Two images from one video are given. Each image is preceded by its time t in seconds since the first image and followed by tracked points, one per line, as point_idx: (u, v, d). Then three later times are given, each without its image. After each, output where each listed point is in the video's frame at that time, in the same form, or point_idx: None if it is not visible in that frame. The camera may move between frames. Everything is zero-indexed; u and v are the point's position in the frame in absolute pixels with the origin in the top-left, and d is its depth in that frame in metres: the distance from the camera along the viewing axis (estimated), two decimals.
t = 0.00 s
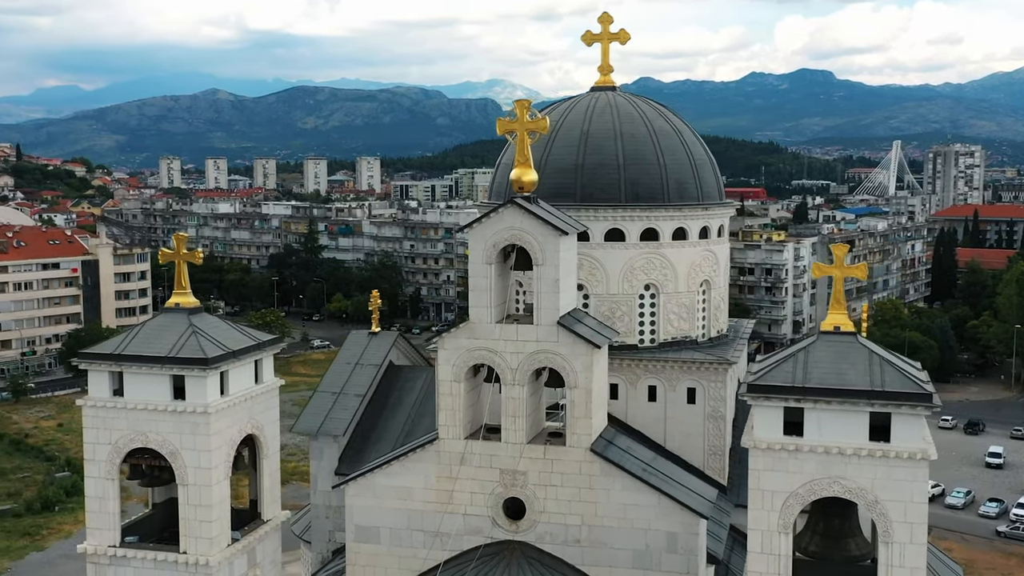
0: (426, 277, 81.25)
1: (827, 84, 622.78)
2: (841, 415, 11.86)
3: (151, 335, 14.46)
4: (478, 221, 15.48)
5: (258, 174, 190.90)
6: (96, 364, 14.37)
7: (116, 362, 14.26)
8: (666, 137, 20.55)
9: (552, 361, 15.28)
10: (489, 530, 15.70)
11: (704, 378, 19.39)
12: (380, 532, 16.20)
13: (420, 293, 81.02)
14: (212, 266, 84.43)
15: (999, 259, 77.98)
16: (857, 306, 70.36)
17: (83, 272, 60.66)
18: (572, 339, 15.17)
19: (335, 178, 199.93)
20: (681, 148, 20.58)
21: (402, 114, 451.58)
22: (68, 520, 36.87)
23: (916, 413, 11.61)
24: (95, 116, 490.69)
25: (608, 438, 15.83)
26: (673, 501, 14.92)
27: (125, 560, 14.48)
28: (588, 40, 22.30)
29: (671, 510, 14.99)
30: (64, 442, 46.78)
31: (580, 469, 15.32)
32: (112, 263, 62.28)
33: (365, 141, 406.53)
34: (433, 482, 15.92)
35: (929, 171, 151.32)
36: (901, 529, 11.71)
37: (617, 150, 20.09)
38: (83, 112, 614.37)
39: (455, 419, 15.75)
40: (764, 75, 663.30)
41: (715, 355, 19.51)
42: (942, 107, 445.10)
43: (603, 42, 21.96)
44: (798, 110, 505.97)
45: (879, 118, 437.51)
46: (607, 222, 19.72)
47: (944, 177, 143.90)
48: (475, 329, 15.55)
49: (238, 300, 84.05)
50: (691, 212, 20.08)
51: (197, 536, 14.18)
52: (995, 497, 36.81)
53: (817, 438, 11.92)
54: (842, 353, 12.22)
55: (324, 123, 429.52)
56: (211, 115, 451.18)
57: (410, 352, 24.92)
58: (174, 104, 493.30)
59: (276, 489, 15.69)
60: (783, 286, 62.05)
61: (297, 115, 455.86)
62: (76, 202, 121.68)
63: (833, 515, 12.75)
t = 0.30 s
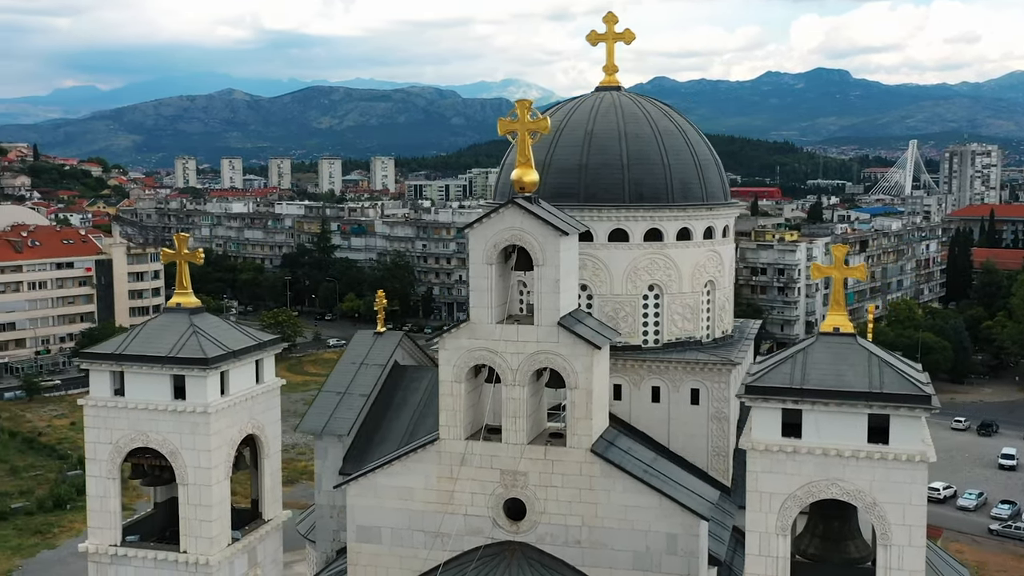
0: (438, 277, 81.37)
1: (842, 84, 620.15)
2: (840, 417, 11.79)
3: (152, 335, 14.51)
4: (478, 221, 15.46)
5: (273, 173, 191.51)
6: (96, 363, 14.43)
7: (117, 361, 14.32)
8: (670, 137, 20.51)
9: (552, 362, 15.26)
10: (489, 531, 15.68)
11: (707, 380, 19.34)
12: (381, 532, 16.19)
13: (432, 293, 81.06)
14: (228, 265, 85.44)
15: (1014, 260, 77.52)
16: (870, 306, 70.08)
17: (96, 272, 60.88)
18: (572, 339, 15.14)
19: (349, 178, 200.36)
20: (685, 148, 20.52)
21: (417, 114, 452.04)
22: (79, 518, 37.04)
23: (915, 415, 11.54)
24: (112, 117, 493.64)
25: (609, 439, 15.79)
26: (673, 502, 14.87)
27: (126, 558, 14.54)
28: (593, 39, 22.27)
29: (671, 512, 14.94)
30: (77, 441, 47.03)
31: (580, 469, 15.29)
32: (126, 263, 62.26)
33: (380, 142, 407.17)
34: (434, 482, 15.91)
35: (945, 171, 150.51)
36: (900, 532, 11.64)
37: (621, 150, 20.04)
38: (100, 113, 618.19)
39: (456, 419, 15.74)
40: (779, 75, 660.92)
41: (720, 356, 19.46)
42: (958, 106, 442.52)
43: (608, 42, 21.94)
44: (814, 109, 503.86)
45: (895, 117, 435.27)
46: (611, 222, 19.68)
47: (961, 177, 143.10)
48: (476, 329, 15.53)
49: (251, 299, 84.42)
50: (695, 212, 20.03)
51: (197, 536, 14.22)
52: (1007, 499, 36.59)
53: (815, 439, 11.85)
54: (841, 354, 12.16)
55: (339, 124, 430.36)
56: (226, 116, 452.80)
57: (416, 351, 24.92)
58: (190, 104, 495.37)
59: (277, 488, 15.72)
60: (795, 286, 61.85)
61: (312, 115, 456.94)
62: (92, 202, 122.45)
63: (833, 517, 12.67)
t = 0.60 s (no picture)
0: (452, 277, 81.49)
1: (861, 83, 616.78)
2: (838, 421, 11.72)
3: (153, 335, 14.57)
4: (479, 222, 15.45)
5: (291, 173, 192.12)
6: (98, 363, 14.50)
7: (119, 361, 14.38)
8: (676, 137, 20.45)
9: (553, 363, 15.22)
10: (490, 532, 15.67)
11: (712, 381, 19.26)
12: (383, 533, 16.20)
13: (447, 292, 81.14)
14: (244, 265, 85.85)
15: None
16: (886, 307, 69.70)
17: (112, 271, 61.16)
18: (573, 341, 15.10)
19: (367, 177, 200.86)
20: (690, 148, 20.45)
21: (434, 113, 452.62)
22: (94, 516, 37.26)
23: (913, 417, 11.45)
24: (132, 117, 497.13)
25: (611, 441, 15.74)
26: (674, 504, 14.80)
27: (127, 558, 14.61)
28: (599, 39, 22.23)
29: (671, 514, 14.87)
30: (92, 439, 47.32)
31: (580, 471, 15.26)
32: (141, 263, 62.28)
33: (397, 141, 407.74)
34: (435, 483, 15.91)
35: (965, 171, 149.48)
36: (898, 535, 11.55)
37: (626, 151, 20.00)
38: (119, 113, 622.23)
39: (457, 421, 15.74)
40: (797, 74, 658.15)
41: (725, 357, 19.39)
42: (979, 106, 439.30)
43: (614, 42, 21.91)
44: (832, 109, 501.38)
45: (915, 117, 432.52)
46: (615, 222, 19.62)
47: (980, 176, 142.09)
48: (477, 329, 15.53)
49: (267, 299, 84.78)
50: (700, 213, 19.96)
51: (197, 535, 14.27)
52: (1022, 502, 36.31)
53: (813, 442, 11.78)
54: (839, 355, 12.09)
55: (356, 124, 431.30)
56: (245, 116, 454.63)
57: (423, 352, 24.89)
58: (208, 104, 497.57)
59: (279, 489, 15.75)
60: (810, 286, 61.62)
61: (330, 115, 458.10)
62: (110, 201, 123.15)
63: (832, 520, 12.59)
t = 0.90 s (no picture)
0: (465, 276, 81.61)
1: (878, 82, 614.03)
2: (836, 422, 11.65)
3: (154, 334, 14.62)
4: (479, 222, 15.44)
5: (305, 172, 192.67)
6: (99, 362, 14.54)
7: (119, 361, 14.43)
8: (680, 137, 20.40)
9: (552, 363, 15.20)
10: (490, 532, 15.64)
11: (715, 382, 19.21)
12: (383, 533, 16.20)
13: (459, 292, 81.24)
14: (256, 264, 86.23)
15: None
16: (900, 307, 69.42)
17: (126, 270, 61.36)
18: (573, 341, 15.07)
19: (381, 177, 201.37)
20: (694, 148, 20.39)
21: (449, 113, 453.16)
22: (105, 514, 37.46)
23: (911, 419, 11.38)
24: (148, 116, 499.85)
25: (611, 441, 15.69)
26: (673, 505, 14.74)
27: (128, 556, 14.66)
28: (604, 39, 22.19)
29: (671, 515, 14.83)
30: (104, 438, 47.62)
31: (580, 472, 15.22)
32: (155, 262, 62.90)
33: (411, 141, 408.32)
34: (435, 483, 15.91)
35: (982, 170, 148.76)
36: (896, 537, 11.48)
37: (629, 151, 19.95)
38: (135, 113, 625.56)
39: (457, 421, 15.73)
40: (822, 72, 654.33)
41: (728, 358, 19.34)
42: (996, 104, 436.62)
43: (619, 42, 21.88)
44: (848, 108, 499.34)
45: (931, 116, 430.40)
46: (618, 222, 19.58)
47: (997, 176, 141.36)
48: (477, 330, 15.52)
49: (279, 298, 85.07)
50: (704, 213, 19.90)
51: (197, 534, 14.30)
52: None
53: (810, 443, 11.73)
54: (837, 357, 12.04)
55: (371, 123, 432.25)
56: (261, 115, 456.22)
57: (428, 352, 24.89)
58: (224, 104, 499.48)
59: (279, 488, 15.79)
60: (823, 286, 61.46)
61: (345, 114, 459.19)
62: (126, 201, 123.88)
63: (830, 523, 12.52)
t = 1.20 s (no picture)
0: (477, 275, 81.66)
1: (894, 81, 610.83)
2: (833, 422, 11.59)
3: (154, 333, 14.67)
4: (479, 222, 15.42)
5: (320, 172, 193.15)
6: (100, 361, 14.59)
7: (119, 360, 14.48)
8: (684, 135, 20.35)
9: (553, 363, 15.17)
10: (490, 532, 15.62)
11: (718, 382, 19.17)
12: (384, 532, 16.21)
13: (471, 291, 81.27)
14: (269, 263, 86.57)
15: None
16: (913, 307, 69.09)
17: (139, 269, 61.79)
18: (573, 341, 15.05)
19: (396, 176, 201.75)
20: (698, 147, 20.33)
21: (463, 112, 453.31)
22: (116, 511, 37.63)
23: (908, 420, 11.31)
24: (165, 116, 502.45)
25: (611, 441, 15.63)
26: (673, 506, 14.69)
27: (128, 555, 14.72)
28: (608, 38, 22.18)
29: (671, 515, 14.77)
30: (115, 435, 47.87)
31: (580, 472, 15.19)
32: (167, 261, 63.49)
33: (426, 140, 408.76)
34: (435, 483, 15.90)
35: (1000, 170, 147.80)
36: (893, 539, 11.42)
37: (633, 150, 19.91)
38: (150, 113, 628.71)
39: (457, 420, 15.72)
40: (838, 71, 651.45)
41: (731, 358, 19.28)
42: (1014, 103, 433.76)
43: (624, 41, 21.86)
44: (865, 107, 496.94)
45: (948, 115, 427.99)
46: (622, 221, 19.52)
47: (1015, 175, 140.38)
48: (477, 329, 15.50)
49: (292, 296, 85.29)
50: (708, 212, 19.84)
51: (196, 533, 14.34)
52: None
53: (807, 445, 11.66)
54: (835, 358, 11.98)
55: (386, 122, 432.97)
56: (277, 115, 457.78)
57: (433, 352, 24.83)
58: (239, 103, 501.38)
59: (280, 487, 15.83)
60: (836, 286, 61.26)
61: (359, 114, 459.98)
62: (141, 200, 124.47)
63: (828, 524, 12.44)
